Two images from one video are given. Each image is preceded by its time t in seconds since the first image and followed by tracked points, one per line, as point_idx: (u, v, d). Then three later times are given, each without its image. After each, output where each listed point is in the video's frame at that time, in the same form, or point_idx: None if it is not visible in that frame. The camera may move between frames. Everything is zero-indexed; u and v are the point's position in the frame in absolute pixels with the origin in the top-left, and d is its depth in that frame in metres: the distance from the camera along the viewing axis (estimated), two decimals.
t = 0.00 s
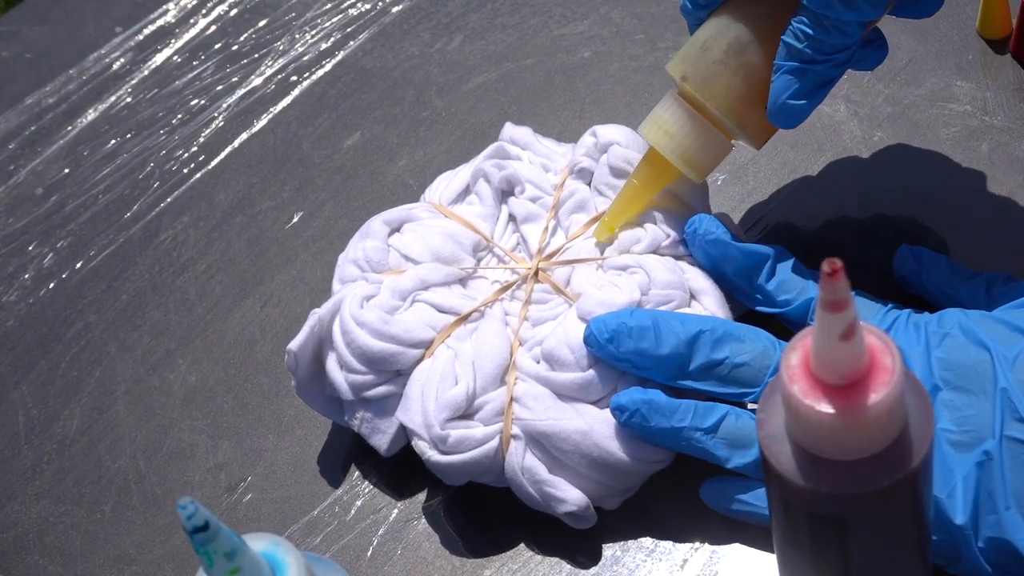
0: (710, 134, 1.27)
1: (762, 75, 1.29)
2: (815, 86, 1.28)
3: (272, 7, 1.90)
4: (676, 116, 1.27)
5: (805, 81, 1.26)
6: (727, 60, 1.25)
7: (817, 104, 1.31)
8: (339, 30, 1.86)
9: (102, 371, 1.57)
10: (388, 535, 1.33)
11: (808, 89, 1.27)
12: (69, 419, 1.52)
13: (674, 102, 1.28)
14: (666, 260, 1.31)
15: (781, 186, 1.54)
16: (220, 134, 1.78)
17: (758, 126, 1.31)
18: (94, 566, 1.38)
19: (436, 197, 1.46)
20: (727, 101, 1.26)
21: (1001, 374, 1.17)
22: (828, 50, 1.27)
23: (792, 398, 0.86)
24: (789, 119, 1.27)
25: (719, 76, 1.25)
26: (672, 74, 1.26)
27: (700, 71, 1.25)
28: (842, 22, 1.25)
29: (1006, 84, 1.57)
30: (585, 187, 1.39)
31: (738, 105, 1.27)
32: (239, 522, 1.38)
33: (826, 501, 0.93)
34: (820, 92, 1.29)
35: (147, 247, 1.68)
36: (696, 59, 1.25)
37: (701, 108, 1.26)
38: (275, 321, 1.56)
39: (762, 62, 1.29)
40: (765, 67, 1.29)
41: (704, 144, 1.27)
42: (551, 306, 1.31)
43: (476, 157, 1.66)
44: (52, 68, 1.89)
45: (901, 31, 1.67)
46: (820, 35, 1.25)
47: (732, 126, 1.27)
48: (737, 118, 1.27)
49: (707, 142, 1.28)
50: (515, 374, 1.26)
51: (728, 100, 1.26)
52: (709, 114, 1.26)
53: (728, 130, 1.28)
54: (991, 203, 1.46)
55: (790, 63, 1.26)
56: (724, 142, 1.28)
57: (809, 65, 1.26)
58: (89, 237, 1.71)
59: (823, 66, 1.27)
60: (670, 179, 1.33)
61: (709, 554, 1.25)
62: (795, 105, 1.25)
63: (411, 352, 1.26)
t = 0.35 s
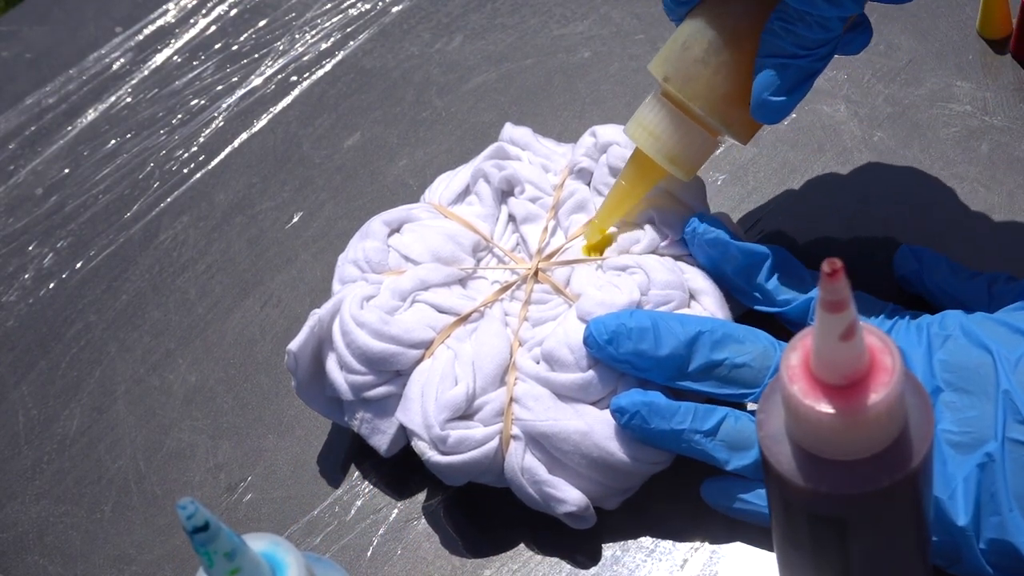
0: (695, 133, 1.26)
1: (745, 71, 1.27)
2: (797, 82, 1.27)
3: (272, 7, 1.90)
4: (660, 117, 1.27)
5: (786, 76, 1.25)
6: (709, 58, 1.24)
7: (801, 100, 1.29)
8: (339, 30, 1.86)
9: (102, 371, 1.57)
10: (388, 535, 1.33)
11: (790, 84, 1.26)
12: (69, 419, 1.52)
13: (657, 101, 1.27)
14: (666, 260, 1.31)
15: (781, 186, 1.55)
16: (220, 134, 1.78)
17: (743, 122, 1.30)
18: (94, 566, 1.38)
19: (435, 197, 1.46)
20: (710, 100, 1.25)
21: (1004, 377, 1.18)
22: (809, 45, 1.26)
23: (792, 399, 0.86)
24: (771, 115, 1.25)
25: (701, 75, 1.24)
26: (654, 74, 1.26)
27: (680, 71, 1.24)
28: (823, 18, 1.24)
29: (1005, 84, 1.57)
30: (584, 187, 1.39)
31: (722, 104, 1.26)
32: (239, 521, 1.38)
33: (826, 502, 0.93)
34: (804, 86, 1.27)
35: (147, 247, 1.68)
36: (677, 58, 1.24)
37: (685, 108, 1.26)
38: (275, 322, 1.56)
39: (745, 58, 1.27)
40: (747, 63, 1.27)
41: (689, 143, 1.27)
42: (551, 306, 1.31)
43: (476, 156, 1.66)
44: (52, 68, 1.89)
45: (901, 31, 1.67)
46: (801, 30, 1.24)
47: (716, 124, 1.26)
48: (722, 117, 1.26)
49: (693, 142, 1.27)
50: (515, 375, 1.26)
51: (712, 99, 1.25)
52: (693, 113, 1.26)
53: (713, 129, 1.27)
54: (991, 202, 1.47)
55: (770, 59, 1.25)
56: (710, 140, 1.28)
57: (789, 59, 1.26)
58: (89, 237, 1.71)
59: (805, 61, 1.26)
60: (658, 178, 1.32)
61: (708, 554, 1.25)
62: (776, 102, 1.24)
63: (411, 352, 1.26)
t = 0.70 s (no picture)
0: (675, 144, 1.26)
1: (722, 81, 1.25)
2: (772, 91, 1.26)
3: (272, 7, 1.90)
4: (640, 130, 1.26)
5: (763, 86, 1.24)
6: (688, 68, 1.22)
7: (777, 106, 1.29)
8: (339, 30, 1.86)
9: (102, 371, 1.57)
10: (388, 535, 1.33)
11: (766, 94, 1.25)
12: (69, 419, 1.52)
13: (637, 112, 1.27)
14: (665, 260, 1.31)
15: (781, 187, 1.55)
16: (220, 134, 1.78)
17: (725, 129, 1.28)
18: (94, 566, 1.38)
19: (435, 197, 1.46)
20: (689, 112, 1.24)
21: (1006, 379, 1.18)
22: (785, 54, 1.25)
23: (792, 398, 0.86)
24: (750, 125, 1.26)
25: (678, 88, 1.22)
26: (632, 87, 1.24)
27: (658, 83, 1.22)
28: (799, 27, 1.24)
29: (1004, 84, 1.57)
30: (584, 187, 1.40)
31: (701, 113, 1.25)
32: (239, 521, 1.38)
33: (826, 502, 0.93)
34: (779, 95, 1.27)
35: (147, 247, 1.68)
36: (654, 69, 1.23)
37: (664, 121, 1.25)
38: (274, 322, 1.56)
39: (721, 68, 1.25)
40: (724, 74, 1.25)
41: (669, 156, 1.26)
42: (551, 306, 1.31)
43: (476, 156, 1.66)
44: (52, 68, 1.89)
45: (901, 31, 1.67)
46: (777, 40, 1.23)
47: (696, 135, 1.25)
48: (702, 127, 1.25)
49: (672, 154, 1.26)
50: (515, 375, 1.26)
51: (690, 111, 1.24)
52: (673, 125, 1.25)
53: (693, 138, 1.26)
54: (991, 202, 1.47)
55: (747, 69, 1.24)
56: (691, 149, 1.27)
57: (766, 69, 1.25)
58: (89, 237, 1.71)
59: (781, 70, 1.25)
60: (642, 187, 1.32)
61: (708, 555, 1.25)
62: (754, 112, 1.24)
63: (411, 352, 1.26)
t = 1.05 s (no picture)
0: (711, 124, 1.24)
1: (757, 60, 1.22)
2: (808, 67, 1.23)
3: (272, 7, 1.90)
4: (676, 112, 1.25)
5: (796, 63, 1.22)
6: (721, 49, 1.20)
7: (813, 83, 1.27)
8: (339, 31, 1.86)
9: (102, 371, 1.57)
10: (388, 535, 1.33)
11: (801, 71, 1.23)
12: (69, 419, 1.52)
13: (673, 93, 1.25)
14: (665, 260, 1.31)
15: (781, 187, 1.55)
16: (220, 134, 1.78)
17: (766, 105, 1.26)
18: (94, 566, 1.38)
19: (435, 197, 1.46)
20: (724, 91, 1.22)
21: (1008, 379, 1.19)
22: (819, 31, 1.22)
23: (792, 398, 0.86)
24: (784, 101, 1.24)
25: (711, 68, 1.20)
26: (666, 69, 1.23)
27: (692, 64, 1.21)
28: (831, 4, 1.20)
29: (1004, 84, 1.57)
30: (584, 187, 1.40)
31: (738, 94, 1.23)
32: (239, 521, 1.38)
33: (826, 502, 0.93)
34: (815, 71, 1.25)
35: (147, 247, 1.68)
36: (688, 50, 1.21)
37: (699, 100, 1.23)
38: (274, 322, 1.56)
39: (755, 46, 1.21)
40: (758, 51, 1.22)
41: (706, 136, 1.25)
42: (551, 306, 1.31)
43: (476, 156, 1.66)
44: (52, 68, 1.89)
45: (901, 31, 1.67)
46: (810, 18, 1.20)
47: (732, 116, 1.24)
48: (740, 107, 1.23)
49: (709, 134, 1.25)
50: (515, 375, 1.26)
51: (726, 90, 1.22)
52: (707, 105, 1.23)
53: (730, 119, 1.25)
54: (991, 202, 1.47)
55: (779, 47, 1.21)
56: (729, 128, 1.26)
57: (800, 46, 1.22)
58: (89, 237, 1.71)
59: (815, 46, 1.22)
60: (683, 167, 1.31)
61: (708, 555, 1.25)
62: (786, 90, 1.22)
63: (411, 352, 1.26)
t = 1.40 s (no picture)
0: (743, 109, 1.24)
1: (780, 41, 1.19)
2: (830, 45, 1.20)
3: (272, 7, 1.90)
4: (702, 98, 1.25)
5: (818, 44, 1.19)
6: (745, 32, 1.19)
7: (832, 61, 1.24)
8: (339, 31, 1.86)
9: (102, 371, 1.57)
10: (388, 535, 1.33)
11: (823, 50, 1.19)
12: (69, 419, 1.52)
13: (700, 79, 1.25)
14: (664, 260, 1.31)
15: (781, 187, 1.55)
16: (220, 134, 1.78)
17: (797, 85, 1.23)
18: (94, 566, 1.38)
19: (435, 197, 1.46)
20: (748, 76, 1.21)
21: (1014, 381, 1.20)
22: (841, 7, 1.18)
23: (792, 399, 0.86)
24: (809, 82, 1.21)
25: (732, 55, 1.20)
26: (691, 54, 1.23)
27: (717, 49, 1.21)
28: None
29: (1004, 85, 1.57)
30: (584, 187, 1.40)
31: (766, 77, 1.21)
32: (239, 521, 1.38)
33: (826, 502, 0.93)
34: (836, 48, 1.20)
35: (147, 247, 1.68)
36: (712, 36, 1.21)
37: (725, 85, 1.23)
38: (274, 322, 1.56)
39: (778, 28, 1.19)
40: (781, 33, 1.19)
41: (733, 122, 1.25)
42: (551, 306, 1.31)
43: (477, 156, 1.66)
44: (52, 68, 1.89)
45: (901, 31, 1.67)
46: None
47: (763, 99, 1.23)
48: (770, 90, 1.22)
49: (737, 119, 1.25)
50: (514, 375, 1.26)
51: (751, 75, 1.21)
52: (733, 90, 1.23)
53: (760, 103, 1.24)
54: (991, 203, 1.47)
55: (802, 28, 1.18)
56: (761, 113, 1.25)
57: (822, 24, 1.18)
58: (89, 237, 1.71)
59: (837, 24, 1.19)
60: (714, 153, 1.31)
61: (708, 555, 1.25)
62: (809, 70, 1.20)
63: (411, 352, 1.26)
